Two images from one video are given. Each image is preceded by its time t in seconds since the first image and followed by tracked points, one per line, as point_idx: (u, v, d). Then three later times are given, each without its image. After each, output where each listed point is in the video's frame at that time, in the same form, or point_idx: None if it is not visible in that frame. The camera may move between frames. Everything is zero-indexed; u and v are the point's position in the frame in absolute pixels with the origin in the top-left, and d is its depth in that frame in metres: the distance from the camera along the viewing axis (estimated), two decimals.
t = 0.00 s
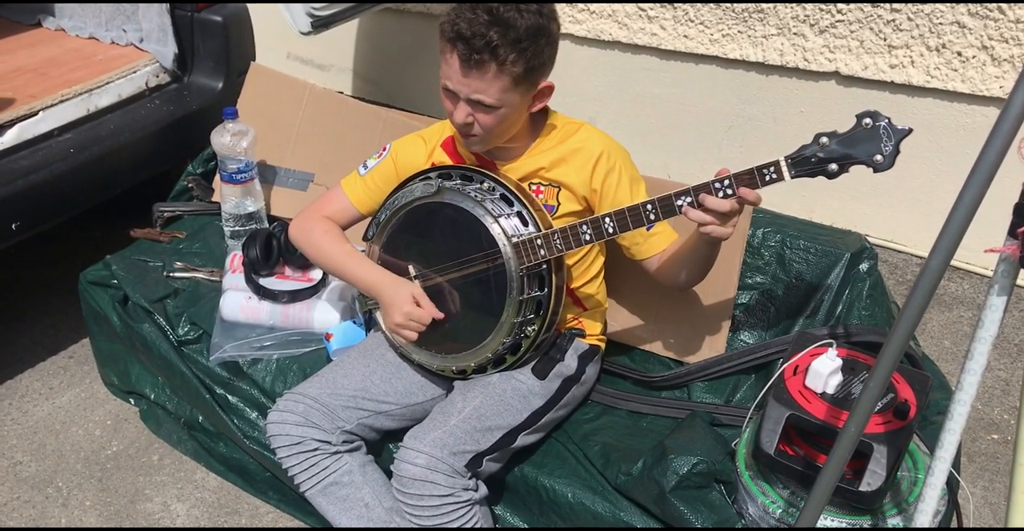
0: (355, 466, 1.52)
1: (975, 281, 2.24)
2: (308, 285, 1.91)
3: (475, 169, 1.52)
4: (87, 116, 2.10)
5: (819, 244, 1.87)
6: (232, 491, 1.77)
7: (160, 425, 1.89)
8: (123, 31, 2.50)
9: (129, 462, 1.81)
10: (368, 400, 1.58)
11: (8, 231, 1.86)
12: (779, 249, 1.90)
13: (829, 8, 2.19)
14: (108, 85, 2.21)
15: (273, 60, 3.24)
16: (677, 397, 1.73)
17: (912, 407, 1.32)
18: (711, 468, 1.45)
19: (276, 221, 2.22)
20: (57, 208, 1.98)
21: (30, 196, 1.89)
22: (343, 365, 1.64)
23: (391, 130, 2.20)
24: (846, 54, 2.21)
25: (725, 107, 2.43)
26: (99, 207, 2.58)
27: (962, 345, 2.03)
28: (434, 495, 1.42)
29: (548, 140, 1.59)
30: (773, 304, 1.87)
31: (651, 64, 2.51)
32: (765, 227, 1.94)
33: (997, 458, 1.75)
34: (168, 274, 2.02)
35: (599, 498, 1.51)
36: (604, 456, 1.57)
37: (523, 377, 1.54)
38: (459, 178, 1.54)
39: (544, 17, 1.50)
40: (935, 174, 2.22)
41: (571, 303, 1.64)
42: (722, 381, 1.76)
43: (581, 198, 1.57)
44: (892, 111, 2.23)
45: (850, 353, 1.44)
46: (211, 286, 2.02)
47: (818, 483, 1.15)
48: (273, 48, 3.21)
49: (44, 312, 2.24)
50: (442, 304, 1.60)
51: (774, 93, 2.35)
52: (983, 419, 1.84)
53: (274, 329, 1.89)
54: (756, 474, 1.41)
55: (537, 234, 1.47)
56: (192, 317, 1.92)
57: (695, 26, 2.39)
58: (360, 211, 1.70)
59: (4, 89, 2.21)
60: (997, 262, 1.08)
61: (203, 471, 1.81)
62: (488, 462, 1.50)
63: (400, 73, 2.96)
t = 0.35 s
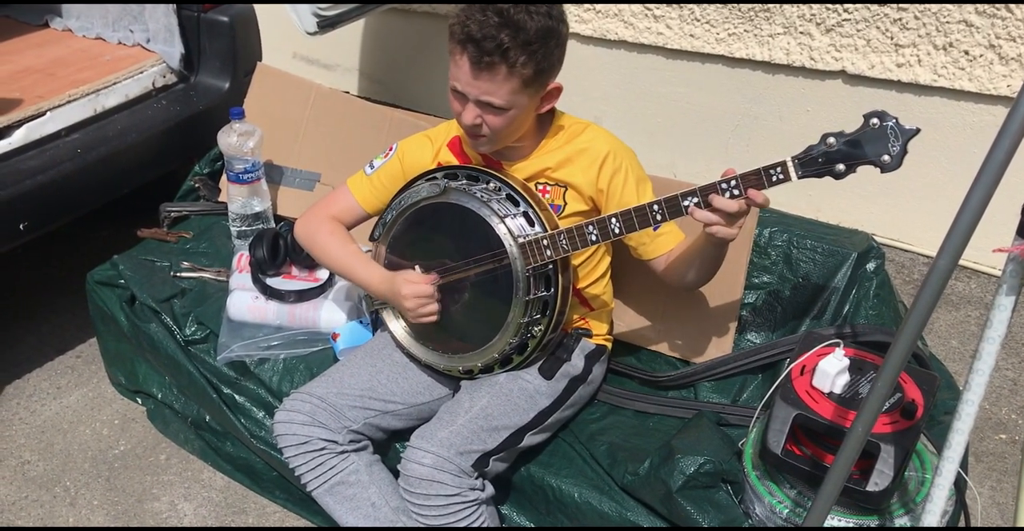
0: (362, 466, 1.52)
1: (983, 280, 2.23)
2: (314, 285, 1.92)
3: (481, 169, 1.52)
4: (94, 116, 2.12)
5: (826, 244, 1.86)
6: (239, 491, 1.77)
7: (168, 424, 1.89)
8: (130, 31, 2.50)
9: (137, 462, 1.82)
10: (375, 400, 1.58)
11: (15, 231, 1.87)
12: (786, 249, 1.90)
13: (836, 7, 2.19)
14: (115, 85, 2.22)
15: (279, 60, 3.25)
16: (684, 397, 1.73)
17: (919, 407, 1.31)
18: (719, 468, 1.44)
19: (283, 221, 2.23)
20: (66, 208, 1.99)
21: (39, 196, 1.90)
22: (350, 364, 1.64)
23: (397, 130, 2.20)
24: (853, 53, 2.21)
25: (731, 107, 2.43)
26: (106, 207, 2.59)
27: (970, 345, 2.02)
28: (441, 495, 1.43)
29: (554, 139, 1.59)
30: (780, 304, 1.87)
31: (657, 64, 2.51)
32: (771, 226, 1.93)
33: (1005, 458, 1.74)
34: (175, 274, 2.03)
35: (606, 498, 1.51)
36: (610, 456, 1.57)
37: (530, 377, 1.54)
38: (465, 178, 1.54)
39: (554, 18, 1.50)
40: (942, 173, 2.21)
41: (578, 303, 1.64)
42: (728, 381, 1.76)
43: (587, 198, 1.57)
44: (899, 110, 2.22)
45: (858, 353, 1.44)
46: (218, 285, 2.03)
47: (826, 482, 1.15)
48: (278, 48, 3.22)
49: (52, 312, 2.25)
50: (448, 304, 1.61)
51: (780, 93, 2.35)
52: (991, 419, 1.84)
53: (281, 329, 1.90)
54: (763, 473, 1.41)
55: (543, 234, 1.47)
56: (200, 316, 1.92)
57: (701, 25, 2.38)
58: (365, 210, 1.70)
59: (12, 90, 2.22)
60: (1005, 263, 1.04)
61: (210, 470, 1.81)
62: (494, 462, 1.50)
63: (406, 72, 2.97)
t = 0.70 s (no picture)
0: (362, 464, 1.52)
1: (986, 277, 2.23)
2: (316, 284, 1.93)
3: (477, 165, 1.52)
4: (96, 115, 2.12)
5: (828, 241, 1.85)
6: (241, 489, 1.77)
7: (170, 423, 1.90)
8: (131, 30, 2.51)
9: (139, 460, 1.82)
10: (375, 397, 1.58)
11: (17, 230, 1.87)
12: (788, 247, 1.90)
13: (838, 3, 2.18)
14: (116, 84, 2.22)
15: (282, 59, 3.25)
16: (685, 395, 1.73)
17: (920, 406, 1.30)
18: (719, 466, 1.44)
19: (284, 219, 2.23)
20: (67, 206, 1.99)
21: (40, 195, 1.90)
22: (350, 362, 1.64)
23: (398, 127, 2.19)
24: (856, 49, 2.20)
25: (733, 104, 2.42)
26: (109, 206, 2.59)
27: (973, 342, 2.02)
28: (439, 481, 1.43)
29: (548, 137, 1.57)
30: (782, 301, 1.87)
31: (659, 61, 2.50)
32: (774, 224, 1.93)
33: (1008, 455, 1.74)
34: (177, 273, 2.03)
35: (607, 497, 1.50)
36: (611, 454, 1.56)
37: (530, 369, 1.54)
38: (461, 174, 1.54)
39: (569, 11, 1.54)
40: (945, 170, 2.20)
41: (578, 300, 1.63)
42: (729, 380, 1.75)
43: (583, 197, 1.58)
44: (902, 107, 2.21)
45: (859, 351, 1.43)
46: (219, 284, 2.03)
47: (827, 478, 1.15)
48: (281, 47, 3.22)
49: (54, 310, 2.25)
50: (448, 300, 1.60)
51: (782, 90, 2.34)
52: (994, 417, 1.83)
53: (282, 328, 1.90)
54: (764, 472, 1.40)
55: (539, 229, 1.46)
56: (201, 315, 1.92)
57: (703, 22, 2.37)
58: (363, 208, 1.70)
59: (14, 89, 2.22)
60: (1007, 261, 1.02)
61: (212, 469, 1.82)
62: (494, 452, 1.50)
63: (408, 70, 2.96)
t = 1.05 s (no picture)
0: (361, 462, 1.52)
1: (987, 274, 2.22)
2: (315, 281, 1.93)
3: (476, 163, 1.52)
4: (96, 113, 2.12)
5: (828, 238, 1.85)
6: (241, 487, 1.78)
7: (170, 420, 1.90)
8: (131, 28, 2.51)
9: (139, 458, 1.82)
10: (374, 395, 1.58)
11: (17, 228, 1.88)
12: (788, 244, 1.89)
13: None
14: (116, 82, 2.22)
15: (282, 57, 3.25)
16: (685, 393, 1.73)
17: (920, 403, 1.30)
18: (719, 464, 1.44)
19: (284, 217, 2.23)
20: (68, 204, 1.99)
21: (40, 193, 1.90)
22: (350, 360, 1.64)
23: (397, 125, 2.19)
24: (856, 46, 2.19)
25: (734, 102, 2.42)
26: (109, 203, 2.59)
27: (974, 339, 2.02)
28: (437, 485, 1.43)
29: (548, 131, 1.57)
30: (782, 298, 1.87)
31: (659, 58, 2.50)
32: (773, 221, 1.93)
33: (1009, 453, 1.73)
34: (177, 271, 2.03)
35: (606, 495, 1.50)
36: (611, 452, 1.56)
37: (529, 369, 1.54)
38: (460, 172, 1.53)
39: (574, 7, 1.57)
40: (946, 167, 2.20)
41: (577, 297, 1.63)
42: (729, 377, 1.75)
43: (581, 191, 1.57)
44: (903, 104, 2.21)
45: (858, 348, 1.43)
46: (219, 282, 2.03)
47: (826, 475, 1.14)
48: (281, 45, 3.22)
49: (55, 308, 2.25)
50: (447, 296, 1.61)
51: (783, 87, 2.34)
52: (994, 414, 1.83)
53: (281, 326, 1.89)
54: (763, 470, 1.40)
55: (537, 225, 1.46)
56: (201, 313, 1.92)
57: (704, 19, 2.37)
58: (361, 205, 1.70)
59: (14, 87, 2.23)
60: (1004, 258, 1.01)
61: (212, 467, 1.82)
62: (494, 453, 1.51)
63: (408, 68, 2.96)
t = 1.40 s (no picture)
0: (361, 464, 1.52)
1: (988, 273, 2.22)
2: (315, 283, 1.92)
3: (477, 166, 1.52)
4: (95, 115, 2.12)
5: (828, 237, 1.84)
6: (242, 489, 1.78)
7: (170, 422, 1.90)
8: (130, 29, 2.51)
9: (139, 460, 1.82)
10: (374, 397, 1.58)
11: (16, 230, 1.87)
12: (788, 244, 1.88)
13: None
14: (115, 84, 2.23)
15: (282, 57, 3.25)
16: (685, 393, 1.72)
17: (921, 403, 1.29)
18: (719, 465, 1.43)
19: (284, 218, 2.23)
20: (67, 206, 1.99)
21: (39, 195, 1.90)
22: (350, 362, 1.64)
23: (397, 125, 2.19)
24: (857, 45, 2.19)
25: (734, 101, 2.41)
26: (109, 204, 2.59)
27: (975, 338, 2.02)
28: (440, 488, 1.43)
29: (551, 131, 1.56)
30: (782, 298, 1.87)
31: (659, 57, 2.49)
32: (773, 221, 1.92)
33: (1011, 452, 1.73)
34: (176, 272, 2.03)
35: (606, 496, 1.50)
36: (611, 453, 1.56)
37: (530, 371, 1.54)
38: (460, 175, 1.54)
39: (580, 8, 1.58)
40: (947, 165, 2.19)
41: (577, 297, 1.63)
42: (729, 377, 1.75)
43: (584, 191, 1.56)
44: (904, 102, 2.20)
45: (858, 348, 1.43)
46: (219, 283, 2.03)
47: (827, 476, 1.14)
48: (281, 45, 3.22)
49: (56, 310, 2.25)
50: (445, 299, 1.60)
51: (784, 86, 2.33)
52: (996, 413, 1.82)
53: (281, 327, 1.89)
54: (764, 470, 1.39)
55: (539, 230, 1.46)
56: (201, 315, 1.92)
57: (704, 18, 2.36)
58: (361, 203, 1.70)
59: (13, 90, 2.23)
60: (1005, 258, 1.01)
61: (213, 469, 1.82)
62: (494, 456, 1.50)
63: (408, 68, 2.96)
